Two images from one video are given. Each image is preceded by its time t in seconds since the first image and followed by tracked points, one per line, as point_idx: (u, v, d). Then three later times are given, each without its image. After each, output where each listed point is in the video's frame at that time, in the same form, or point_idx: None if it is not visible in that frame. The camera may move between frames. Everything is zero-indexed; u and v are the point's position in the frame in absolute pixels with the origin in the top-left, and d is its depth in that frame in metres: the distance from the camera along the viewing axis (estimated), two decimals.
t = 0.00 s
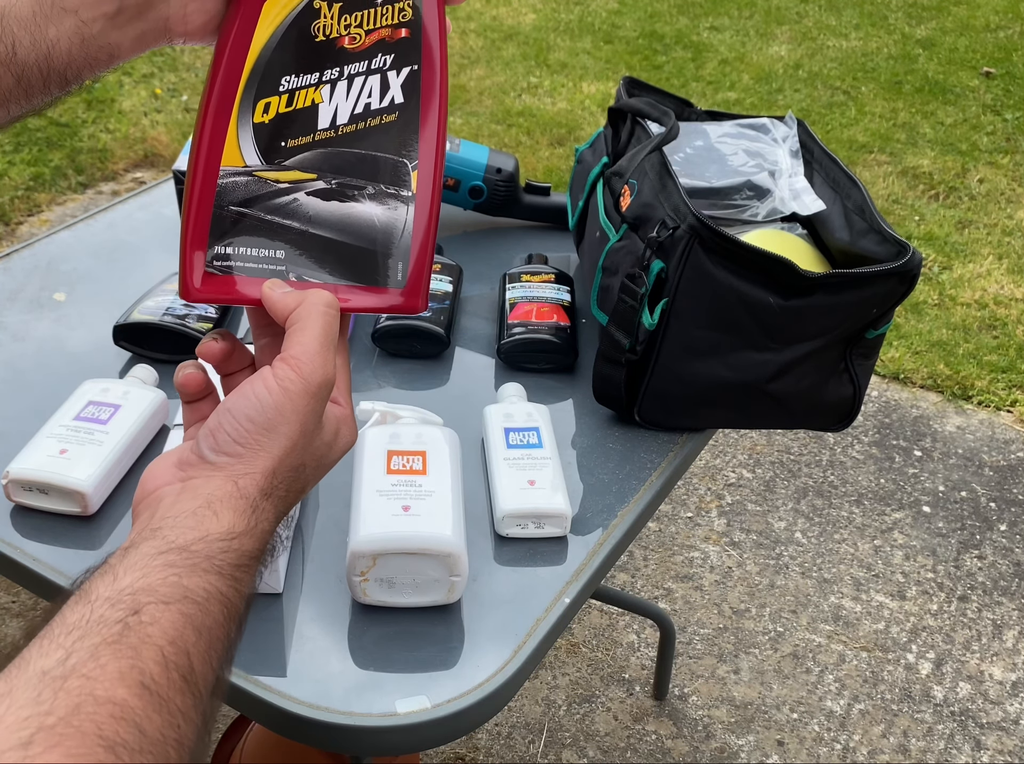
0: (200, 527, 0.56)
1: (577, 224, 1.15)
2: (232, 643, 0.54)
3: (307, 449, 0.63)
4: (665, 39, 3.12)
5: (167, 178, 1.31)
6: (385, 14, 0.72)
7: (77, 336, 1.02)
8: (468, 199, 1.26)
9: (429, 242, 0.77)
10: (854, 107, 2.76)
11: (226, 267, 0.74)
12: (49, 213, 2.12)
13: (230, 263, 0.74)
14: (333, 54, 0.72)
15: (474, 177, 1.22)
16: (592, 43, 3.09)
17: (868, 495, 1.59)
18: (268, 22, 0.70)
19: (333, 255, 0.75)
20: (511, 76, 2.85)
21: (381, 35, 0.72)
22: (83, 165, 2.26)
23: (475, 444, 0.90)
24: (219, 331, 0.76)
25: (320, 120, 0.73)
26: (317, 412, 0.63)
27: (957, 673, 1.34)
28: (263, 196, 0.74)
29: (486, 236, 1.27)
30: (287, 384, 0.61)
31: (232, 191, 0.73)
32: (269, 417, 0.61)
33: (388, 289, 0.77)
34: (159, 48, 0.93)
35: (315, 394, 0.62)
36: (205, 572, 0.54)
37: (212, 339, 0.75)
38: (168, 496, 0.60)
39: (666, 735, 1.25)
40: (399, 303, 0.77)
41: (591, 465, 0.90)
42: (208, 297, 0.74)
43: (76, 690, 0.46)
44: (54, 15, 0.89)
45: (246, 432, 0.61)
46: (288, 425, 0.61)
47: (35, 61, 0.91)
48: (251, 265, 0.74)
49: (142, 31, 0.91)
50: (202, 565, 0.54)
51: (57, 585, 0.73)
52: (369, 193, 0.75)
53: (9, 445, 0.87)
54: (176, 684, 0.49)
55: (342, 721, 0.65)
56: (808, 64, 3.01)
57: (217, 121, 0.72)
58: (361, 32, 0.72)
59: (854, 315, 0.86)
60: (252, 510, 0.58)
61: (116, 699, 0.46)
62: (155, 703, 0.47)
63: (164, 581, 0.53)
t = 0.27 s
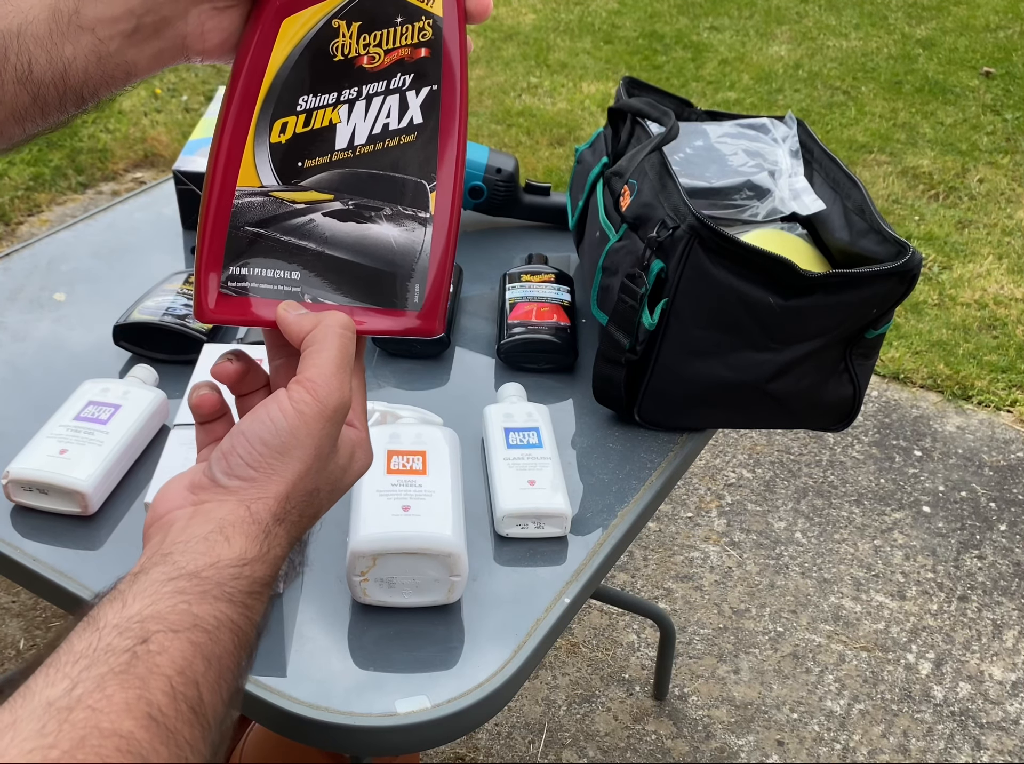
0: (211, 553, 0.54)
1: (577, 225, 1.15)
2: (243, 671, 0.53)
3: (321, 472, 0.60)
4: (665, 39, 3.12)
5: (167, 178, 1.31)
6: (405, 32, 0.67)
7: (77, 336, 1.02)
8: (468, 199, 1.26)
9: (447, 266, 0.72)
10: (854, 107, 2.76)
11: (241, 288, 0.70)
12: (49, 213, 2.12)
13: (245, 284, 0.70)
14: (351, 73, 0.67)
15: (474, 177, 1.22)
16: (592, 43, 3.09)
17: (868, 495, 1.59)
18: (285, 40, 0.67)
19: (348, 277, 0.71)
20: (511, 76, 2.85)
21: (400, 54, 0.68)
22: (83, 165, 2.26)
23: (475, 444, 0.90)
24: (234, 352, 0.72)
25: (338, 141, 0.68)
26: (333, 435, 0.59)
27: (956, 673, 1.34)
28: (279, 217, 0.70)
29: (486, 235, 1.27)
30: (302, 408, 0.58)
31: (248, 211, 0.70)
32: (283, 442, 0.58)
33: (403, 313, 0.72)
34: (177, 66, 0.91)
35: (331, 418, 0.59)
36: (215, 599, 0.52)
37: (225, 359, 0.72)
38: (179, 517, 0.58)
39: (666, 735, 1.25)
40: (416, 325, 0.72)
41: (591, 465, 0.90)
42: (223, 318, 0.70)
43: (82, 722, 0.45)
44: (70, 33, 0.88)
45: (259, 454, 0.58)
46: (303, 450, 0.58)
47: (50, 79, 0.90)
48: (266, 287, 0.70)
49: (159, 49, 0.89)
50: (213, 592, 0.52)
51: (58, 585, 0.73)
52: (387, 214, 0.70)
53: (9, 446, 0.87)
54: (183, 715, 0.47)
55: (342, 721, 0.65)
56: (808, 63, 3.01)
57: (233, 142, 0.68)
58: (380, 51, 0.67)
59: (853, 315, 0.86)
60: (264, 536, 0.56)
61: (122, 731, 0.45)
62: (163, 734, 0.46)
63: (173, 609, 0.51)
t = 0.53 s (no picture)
0: (209, 563, 0.54)
1: (577, 224, 1.14)
2: (239, 684, 0.53)
3: (323, 480, 0.60)
4: (665, 39, 3.12)
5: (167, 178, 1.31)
6: (410, 33, 0.65)
7: (76, 337, 1.01)
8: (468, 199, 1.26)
9: (451, 270, 0.71)
10: (854, 107, 2.76)
11: (243, 294, 0.69)
12: (49, 213, 2.12)
13: (248, 289, 0.69)
14: (355, 76, 0.66)
15: (474, 177, 1.22)
16: (592, 43, 3.09)
17: (868, 495, 1.59)
18: (287, 42, 0.65)
19: (352, 282, 0.70)
20: (511, 76, 2.85)
21: (405, 56, 0.66)
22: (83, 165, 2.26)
23: (475, 444, 0.90)
24: (235, 357, 0.72)
25: (341, 144, 0.67)
26: (335, 443, 0.59)
27: (956, 673, 1.34)
28: (282, 221, 0.68)
29: (486, 235, 1.27)
30: (304, 416, 0.58)
31: (250, 215, 0.68)
32: (285, 449, 0.58)
33: (407, 318, 0.71)
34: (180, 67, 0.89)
35: (333, 425, 0.59)
36: (213, 609, 0.52)
37: (227, 364, 0.71)
38: (178, 526, 0.58)
39: (666, 735, 1.25)
40: (420, 332, 0.72)
41: (591, 466, 0.90)
42: (225, 323, 0.69)
43: (74, 735, 0.44)
44: (70, 36, 0.87)
45: (260, 463, 0.58)
46: (304, 458, 0.58)
47: (50, 82, 0.89)
48: (269, 292, 0.69)
49: (161, 50, 0.87)
50: (210, 602, 0.52)
51: (57, 585, 0.73)
52: (390, 218, 0.69)
53: (8, 446, 0.86)
54: (179, 729, 0.47)
55: (342, 721, 0.65)
56: (808, 63, 3.01)
57: (234, 146, 0.66)
58: (384, 54, 0.65)
59: (853, 315, 0.86)
60: (264, 546, 0.56)
61: (116, 745, 0.44)
62: (158, 747, 0.45)
63: (170, 621, 0.51)
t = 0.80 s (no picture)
0: (197, 582, 0.54)
1: (577, 224, 1.14)
2: (225, 704, 0.52)
3: (314, 498, 0.60)
4: (665, 39, 3.12)
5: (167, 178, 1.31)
6: (402, 46, 0.64)
7: (76, 337, 1.01)
8: (468, 199, 1.26)
9: (444, 284, 0.71)
10: (854, 107, 2.76)
11: (234, 308, 0.70)
12: (50, 213, 2.12)
13: (239, 303, 0.70)
14: (346, 89, 0.65)
15: (474, 177, 1.22)
16: (592, 43, 3.08)
17: (868, 495, 1.59)
18: (276, 55, 0.64)
19: (345, 296, 0.70)
20: (511, 76, 2.85)
21: (396, 68, 0.65)
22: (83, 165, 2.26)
23: (474, 444, 0.90)
24: (228, 367, 0.71)
25: (332, 157, 0.66)
26: (326, 461, 0.60)
27: (956, 672, 1.34)
28: (273, 235, 0.68)
29: (486, 235, 1.27)
30: (295, 433, 0.58)
31: (241, 229, 0.68)
32: (276, 467, 0.58)
33: (399, 332, 0.72)
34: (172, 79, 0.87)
35: (324, 442, 0.59)
36: (200, 629, 0.52)
37: (220, 375, 0.70)
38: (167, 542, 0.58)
39: (666, 735, 1.25)
40: (413, 346, 0.72)
41: (591, 466, 0.90)
42: (215, 337, 0.70)
43: (57, 758, 0.44)
44: (59, 50, 0.86)
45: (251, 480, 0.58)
46: (295, 475, 0.58)
47: (39, 96, 0.89)
48: (260, 305, 0.70)
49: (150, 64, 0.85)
50: (197, 621, 0.52)
51: (57, 585, 0.73)
52: (382, 233, 0.69)
53: (8, 446, 0.86)
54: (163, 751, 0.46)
55: (342, 721, 0.65)
56: (808, 63, 3.01)
57: (225, 160, 0.66)
58: (375, 66, 0.64)
59: (853, 314, 0.86)
60: (253, 565, 0.56)
61: None
62: None
63: (156, 641, 0.51)
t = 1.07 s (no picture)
0: (224, 587, 0.54)
1: (577, 224, 1.14)
2: (252, 711, 0.52)
3: (336, 500, 0.60)
4: (665, 39, 3.12)
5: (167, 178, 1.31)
6: (414, 47, 0.64)
7: (76, 337, 1.01)
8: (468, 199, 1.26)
9: (460, 285, 0.70)
10: (854, 107, 2.76)
11: (251, 314, 0.69)
12: (49, 212, 2.12)
13: (256, 309, 0.69)
14: (359, 91, 0.64)
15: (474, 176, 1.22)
16: (592, 43, 3.08)
17: (868, 495, 1.59)
18: (288, 59, 0.63)
19: (361, 299, 0.69)
20: (511, 76, 2.85)
21: (409, 70, 0.64)
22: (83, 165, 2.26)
23: (475, 444, 0.90)
24: (246, 373, 0.70)
25: (346, 160, 0.65)
26: (348, 461, 0.60)
27: (957, 673, 1.34)
28: (288, 240, 0.67)
29: (487, 235, 1.27)
30: (319, 434, 0.59)
31: (256, 235, 0.67)
32: (299, 469, 0.58)
33: (416, 335, 0.71)
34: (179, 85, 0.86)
35: (347, 443, 0.60)
36: (228, 635, 0.52)
37: (239, 381, 0.70)
38: (190, 548, 0.57)
39: (666, 735, 1.25)
40: (430, 348, 0.71)
41: (591, 466, 0.90)
42: (232, 345, 0.69)
43: None
44: (67, 55, 0.86)
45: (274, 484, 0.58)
46: (319, 477, 0.58)
47: (47, 102, 0.89)
48: (277, 311, 0.69)
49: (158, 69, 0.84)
50: (225, 627, 0.52)
51: (57, 585, 0.73)
52: (398, 235, 0.68)
53: (8, 446, 0.86)
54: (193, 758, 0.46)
55: (342, 721, 0.65)
56: (808, 63, 3.01)
57: (238, 165, 0.65)
58: (388, 67, 0.64)
59: (853, 314, 0.86)
60: (279, 568, 0.56)
61: None
62: None
63: (184, 647, 0.50)
